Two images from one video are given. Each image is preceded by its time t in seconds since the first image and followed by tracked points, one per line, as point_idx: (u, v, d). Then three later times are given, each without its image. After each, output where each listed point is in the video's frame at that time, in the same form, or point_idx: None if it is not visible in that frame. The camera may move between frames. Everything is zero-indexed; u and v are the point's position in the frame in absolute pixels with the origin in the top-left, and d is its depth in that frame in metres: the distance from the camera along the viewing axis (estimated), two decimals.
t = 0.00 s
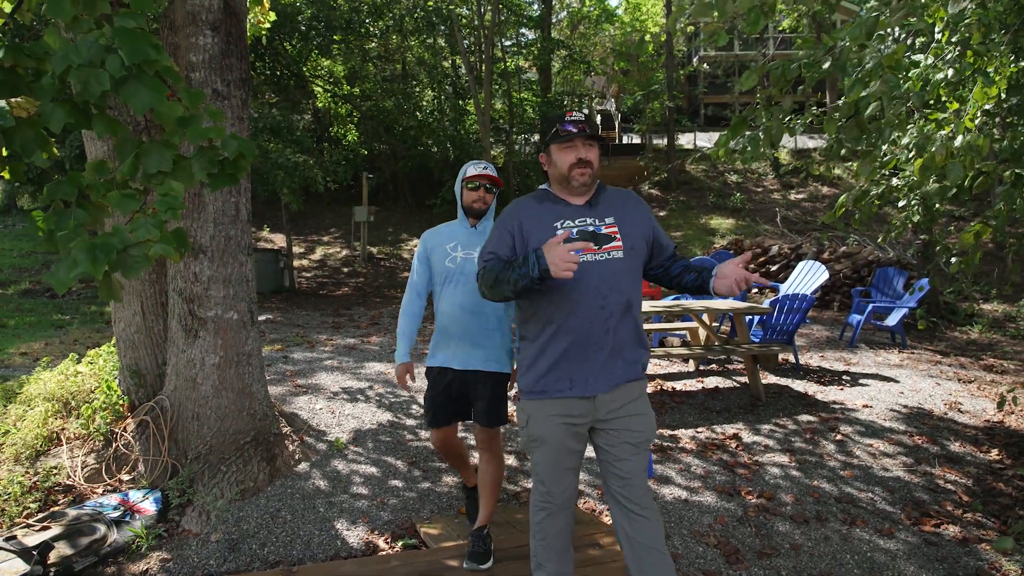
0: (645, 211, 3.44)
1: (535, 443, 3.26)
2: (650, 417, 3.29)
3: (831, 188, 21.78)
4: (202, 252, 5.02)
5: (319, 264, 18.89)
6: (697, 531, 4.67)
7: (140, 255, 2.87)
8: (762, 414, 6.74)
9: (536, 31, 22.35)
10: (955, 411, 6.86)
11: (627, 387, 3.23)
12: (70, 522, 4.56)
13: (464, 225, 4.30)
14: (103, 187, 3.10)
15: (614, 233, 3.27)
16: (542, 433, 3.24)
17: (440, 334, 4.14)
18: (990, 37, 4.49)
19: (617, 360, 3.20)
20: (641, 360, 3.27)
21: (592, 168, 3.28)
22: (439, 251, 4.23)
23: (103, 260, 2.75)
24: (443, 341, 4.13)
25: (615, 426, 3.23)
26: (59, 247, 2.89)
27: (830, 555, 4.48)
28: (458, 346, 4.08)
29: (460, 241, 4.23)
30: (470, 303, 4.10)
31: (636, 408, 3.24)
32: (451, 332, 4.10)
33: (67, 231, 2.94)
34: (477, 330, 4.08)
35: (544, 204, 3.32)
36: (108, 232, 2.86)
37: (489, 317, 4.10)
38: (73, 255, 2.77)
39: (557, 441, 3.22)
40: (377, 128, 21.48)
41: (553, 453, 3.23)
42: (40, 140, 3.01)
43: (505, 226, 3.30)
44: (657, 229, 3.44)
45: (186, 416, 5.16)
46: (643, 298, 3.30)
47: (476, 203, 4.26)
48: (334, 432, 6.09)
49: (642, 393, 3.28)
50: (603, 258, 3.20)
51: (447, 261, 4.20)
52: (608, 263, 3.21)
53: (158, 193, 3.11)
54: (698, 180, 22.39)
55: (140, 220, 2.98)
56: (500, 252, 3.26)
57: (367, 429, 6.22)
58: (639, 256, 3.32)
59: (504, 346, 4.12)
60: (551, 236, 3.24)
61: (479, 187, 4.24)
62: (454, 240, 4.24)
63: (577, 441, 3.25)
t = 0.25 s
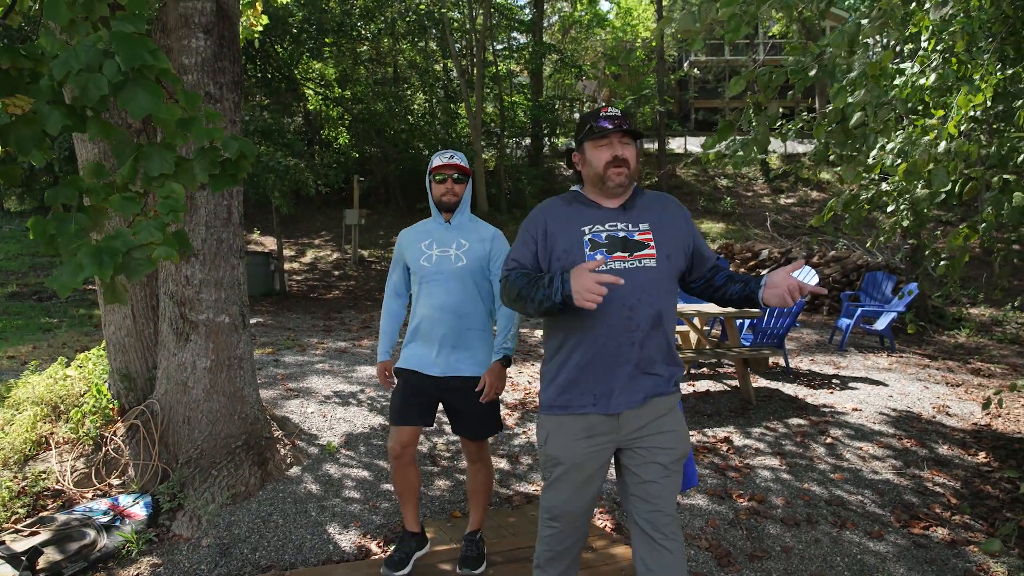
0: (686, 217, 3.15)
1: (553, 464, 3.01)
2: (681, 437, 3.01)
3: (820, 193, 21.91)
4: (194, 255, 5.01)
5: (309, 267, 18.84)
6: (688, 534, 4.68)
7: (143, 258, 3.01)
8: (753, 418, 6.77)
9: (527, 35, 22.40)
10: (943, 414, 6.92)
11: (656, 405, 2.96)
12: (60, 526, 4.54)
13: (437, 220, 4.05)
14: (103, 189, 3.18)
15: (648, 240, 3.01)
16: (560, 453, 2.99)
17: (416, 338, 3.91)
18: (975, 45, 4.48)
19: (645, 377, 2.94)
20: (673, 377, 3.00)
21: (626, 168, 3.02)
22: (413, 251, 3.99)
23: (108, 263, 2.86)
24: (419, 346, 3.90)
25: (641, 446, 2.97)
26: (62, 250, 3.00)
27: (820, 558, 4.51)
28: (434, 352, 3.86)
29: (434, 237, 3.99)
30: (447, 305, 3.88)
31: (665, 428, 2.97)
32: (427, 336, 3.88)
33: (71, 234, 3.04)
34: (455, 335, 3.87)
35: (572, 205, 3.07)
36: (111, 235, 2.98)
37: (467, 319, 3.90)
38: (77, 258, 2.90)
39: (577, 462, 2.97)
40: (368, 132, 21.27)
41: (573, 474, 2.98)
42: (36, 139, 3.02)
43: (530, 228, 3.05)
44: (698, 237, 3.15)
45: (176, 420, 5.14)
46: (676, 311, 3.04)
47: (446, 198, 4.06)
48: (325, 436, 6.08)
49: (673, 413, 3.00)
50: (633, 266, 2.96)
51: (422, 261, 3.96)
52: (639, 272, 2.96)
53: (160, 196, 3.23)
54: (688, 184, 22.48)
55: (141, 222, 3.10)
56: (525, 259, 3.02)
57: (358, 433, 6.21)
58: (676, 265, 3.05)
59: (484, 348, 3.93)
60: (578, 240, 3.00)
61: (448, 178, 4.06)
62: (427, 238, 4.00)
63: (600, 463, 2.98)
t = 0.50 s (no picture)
0: (720, 207, 2.91)
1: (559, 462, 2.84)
2: (697, 451, 2.85)
3: (804, 196, 22.07)
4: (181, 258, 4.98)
5: (295, 269, 18.77)
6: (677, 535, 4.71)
7: (140, 259, 3.07)
8: (740, 419, 6.82)
9: (514, 37, 22.43)
10: (927, 415, 6.99)
11: (671, 413, 2.78)
12: (45, 532, 4.49)
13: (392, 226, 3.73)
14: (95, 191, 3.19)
15: (669, 235, 2.80)
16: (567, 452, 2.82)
17: (375, 356, 3.60)
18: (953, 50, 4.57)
19: (660, 381, 2.77)
20: (692, 384, 2.81)
21: (635, 159, 2.84)
22: (366, 261, 3.67)
23: (109, 266, 2.91)
24: (379, 364, 3.59)
25: (654, 454, 2.80)
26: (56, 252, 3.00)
27: (807, 558, 4.54)
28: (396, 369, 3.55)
29: (388, 245, 3.67)
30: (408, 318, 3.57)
31: (680, 439, 2.80)
32: (387, 352, 3.56)
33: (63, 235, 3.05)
34: (416, 350, 3.57)
35: (591, 198, 2.90)
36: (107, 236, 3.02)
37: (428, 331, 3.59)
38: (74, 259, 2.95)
39: (586, 463, 2.79)
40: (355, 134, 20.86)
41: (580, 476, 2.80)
42: (27, 140, 3.04)
43: (547, 224, 2.93)
44: (733, 228, 2.91)
45: (163, 424, 5.10)
46: (700, 312, 2.83)
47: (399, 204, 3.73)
48: (314, 439, 6.06)
49: (691, 423, 2.83)
50: (651, 263, 2.78)
51: (376, 272, 3.64)
52: (656, 270, 2.77)
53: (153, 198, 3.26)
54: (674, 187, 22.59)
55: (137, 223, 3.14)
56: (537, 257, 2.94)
57: (347, 436, 6.20)
58: (700, 261, 2.84)
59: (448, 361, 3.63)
60: (594, 234, 2.84)
61: (401, 179, 3.74)
62: (381, 246, 3.68)
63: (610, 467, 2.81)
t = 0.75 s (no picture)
0: (726, 201, 2.71)
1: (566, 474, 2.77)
2: (703, 460, 2.71)
3: (791, 195, 22.20)
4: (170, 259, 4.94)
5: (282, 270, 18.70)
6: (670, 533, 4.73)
7: (133, 261, 3.08)
8: (729, 417, 6.86)
9: (501, 37, 22.42)
10: (914, 412, 7.06)
11: (669, 421, 2.63)
12: (34, 537, 4.44)
13: (353, 210, 3.43)
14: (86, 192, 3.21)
15: (664, 231, 2.66)
16: (573, 464, 2.74)
17: (327, 352, 3.26)
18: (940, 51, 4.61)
19: (657, 387, 2.62)
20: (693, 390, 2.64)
21: (617, 155, 2.76)
22: (323, 246, 3.34)
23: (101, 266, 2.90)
24: (331, 360, 3.24)
25: (658, 466, 2.66)
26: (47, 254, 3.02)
27: (797, 554, 4.58)
28: (350, 367, 3.22)
29: (348, 231, 3.35)
30: (366, 311, 3.25)
31: (684, 449, 2.65)
32: (342, 347, 3.24)
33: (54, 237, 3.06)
34: (373, 346, 3.24)
35: (589, 196, 2.83)
36: (100, 238, 3.03)
37: (386, 327, 3.27)
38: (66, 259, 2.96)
39: (593, 475, 2.70)
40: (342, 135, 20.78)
41: (586, 490, 2.72)
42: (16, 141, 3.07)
43: (545, 226, 2.88)
44: (736, 222, 2.70)
45: (153, 427, 5.07)
46: (701, 314, 2.67)
47: (364, 188, 3.41)
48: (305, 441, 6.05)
49: (695, 431, 2.68)
50: (644, 262, 2.65)
51: (333, 258, 3.31)
52: (651, 268, 2.64)
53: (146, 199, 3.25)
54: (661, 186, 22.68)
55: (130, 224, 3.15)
56: (534, 260, 2.92)
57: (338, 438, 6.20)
58: (699, 260, 2.66)
59: (407, 361, 3.30)
60: (587, 234, 2.75)
61: (373, 163, 3.44)
62: (340, 231, 3.36)
63: (618, 480, 2.69)
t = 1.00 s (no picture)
0: (710, 189, 2.70)
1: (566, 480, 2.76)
2: (707, 465, 2.62)
3: (784, 194, 22.27)
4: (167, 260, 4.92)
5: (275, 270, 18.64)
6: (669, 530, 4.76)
7: (131, 260, 3.15)
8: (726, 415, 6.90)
9: (494, 36, 22.40)
10: (908, 409, 7.11)
11: (661, 423, 2.58)
12: (33, 539, 4.43)
13: (341, 208, 3.19)
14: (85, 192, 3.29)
15: (650, 228, 2.67)
16: (573, 470, 2.73)
17: (309, 359, 3.05)
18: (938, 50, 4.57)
19: (647, 389, 2.59)
20: (686, 392, 2.58)
21: (598, 155, 2.75)
22: (309, 245, 3.11)
23: (99, 263, 2.98)
24: (314, 368, 3.04)
25: (657, 470, 2.61)
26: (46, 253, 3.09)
27: (795, 550, 4.61)
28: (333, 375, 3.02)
29: (337, 229, 3.12)
30: (353, 317, 3.04)
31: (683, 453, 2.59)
32: (326, 354, 3.03)
33: (53, 237, 3.13)
34: (359, 355, 3.03)
35: (578, 196, 2.85)
36: (99, 237, 3.11)
37: (374, 336, 3.06)
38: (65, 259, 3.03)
39: (592, 481, 2.69)
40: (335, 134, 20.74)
41: (586, 496, 2.71)
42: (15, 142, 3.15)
43: (539, 230, 2.92)
44: (718, 212, 2.67)
45: (151, 428, 5.05)
46: (691, 311, 2.63)
47: (358, 185, 3.18)
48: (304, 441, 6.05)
49: (695, 435, 2.61)
50: (631, 259, 2.64)
51: (319, 259, 3.08)
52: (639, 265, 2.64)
53: (144, 198, 3.29)
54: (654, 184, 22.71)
55: (128, 223, 3.22)
56: (531, 265, 2.95)
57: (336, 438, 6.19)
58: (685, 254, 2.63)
59: (395, 373, 3.07)
60: (577, 234, 2.77)
61: (371, 159, 3.22)
62: (327, 229, 3.13)
63: (617, 486, 2.68)
